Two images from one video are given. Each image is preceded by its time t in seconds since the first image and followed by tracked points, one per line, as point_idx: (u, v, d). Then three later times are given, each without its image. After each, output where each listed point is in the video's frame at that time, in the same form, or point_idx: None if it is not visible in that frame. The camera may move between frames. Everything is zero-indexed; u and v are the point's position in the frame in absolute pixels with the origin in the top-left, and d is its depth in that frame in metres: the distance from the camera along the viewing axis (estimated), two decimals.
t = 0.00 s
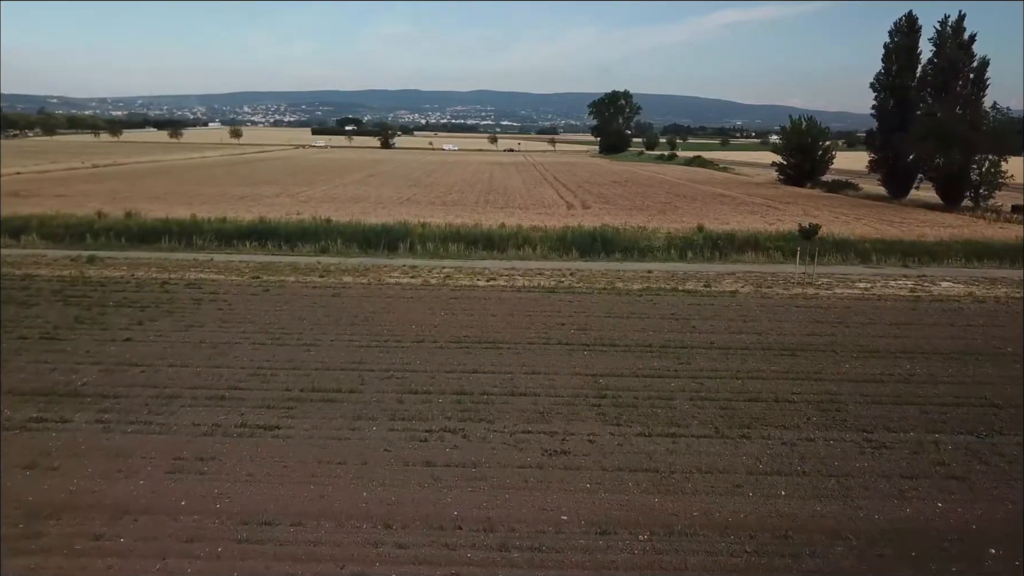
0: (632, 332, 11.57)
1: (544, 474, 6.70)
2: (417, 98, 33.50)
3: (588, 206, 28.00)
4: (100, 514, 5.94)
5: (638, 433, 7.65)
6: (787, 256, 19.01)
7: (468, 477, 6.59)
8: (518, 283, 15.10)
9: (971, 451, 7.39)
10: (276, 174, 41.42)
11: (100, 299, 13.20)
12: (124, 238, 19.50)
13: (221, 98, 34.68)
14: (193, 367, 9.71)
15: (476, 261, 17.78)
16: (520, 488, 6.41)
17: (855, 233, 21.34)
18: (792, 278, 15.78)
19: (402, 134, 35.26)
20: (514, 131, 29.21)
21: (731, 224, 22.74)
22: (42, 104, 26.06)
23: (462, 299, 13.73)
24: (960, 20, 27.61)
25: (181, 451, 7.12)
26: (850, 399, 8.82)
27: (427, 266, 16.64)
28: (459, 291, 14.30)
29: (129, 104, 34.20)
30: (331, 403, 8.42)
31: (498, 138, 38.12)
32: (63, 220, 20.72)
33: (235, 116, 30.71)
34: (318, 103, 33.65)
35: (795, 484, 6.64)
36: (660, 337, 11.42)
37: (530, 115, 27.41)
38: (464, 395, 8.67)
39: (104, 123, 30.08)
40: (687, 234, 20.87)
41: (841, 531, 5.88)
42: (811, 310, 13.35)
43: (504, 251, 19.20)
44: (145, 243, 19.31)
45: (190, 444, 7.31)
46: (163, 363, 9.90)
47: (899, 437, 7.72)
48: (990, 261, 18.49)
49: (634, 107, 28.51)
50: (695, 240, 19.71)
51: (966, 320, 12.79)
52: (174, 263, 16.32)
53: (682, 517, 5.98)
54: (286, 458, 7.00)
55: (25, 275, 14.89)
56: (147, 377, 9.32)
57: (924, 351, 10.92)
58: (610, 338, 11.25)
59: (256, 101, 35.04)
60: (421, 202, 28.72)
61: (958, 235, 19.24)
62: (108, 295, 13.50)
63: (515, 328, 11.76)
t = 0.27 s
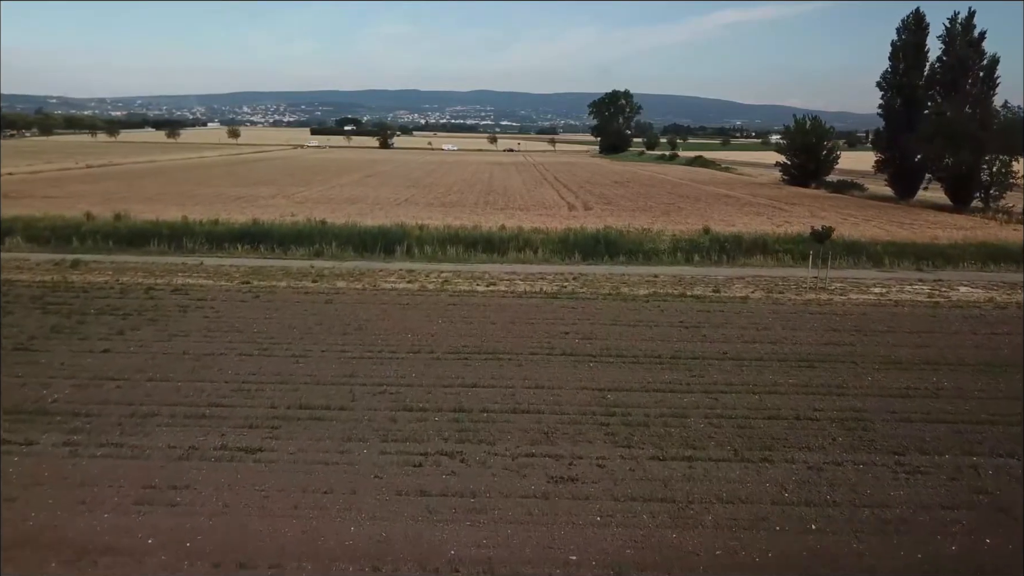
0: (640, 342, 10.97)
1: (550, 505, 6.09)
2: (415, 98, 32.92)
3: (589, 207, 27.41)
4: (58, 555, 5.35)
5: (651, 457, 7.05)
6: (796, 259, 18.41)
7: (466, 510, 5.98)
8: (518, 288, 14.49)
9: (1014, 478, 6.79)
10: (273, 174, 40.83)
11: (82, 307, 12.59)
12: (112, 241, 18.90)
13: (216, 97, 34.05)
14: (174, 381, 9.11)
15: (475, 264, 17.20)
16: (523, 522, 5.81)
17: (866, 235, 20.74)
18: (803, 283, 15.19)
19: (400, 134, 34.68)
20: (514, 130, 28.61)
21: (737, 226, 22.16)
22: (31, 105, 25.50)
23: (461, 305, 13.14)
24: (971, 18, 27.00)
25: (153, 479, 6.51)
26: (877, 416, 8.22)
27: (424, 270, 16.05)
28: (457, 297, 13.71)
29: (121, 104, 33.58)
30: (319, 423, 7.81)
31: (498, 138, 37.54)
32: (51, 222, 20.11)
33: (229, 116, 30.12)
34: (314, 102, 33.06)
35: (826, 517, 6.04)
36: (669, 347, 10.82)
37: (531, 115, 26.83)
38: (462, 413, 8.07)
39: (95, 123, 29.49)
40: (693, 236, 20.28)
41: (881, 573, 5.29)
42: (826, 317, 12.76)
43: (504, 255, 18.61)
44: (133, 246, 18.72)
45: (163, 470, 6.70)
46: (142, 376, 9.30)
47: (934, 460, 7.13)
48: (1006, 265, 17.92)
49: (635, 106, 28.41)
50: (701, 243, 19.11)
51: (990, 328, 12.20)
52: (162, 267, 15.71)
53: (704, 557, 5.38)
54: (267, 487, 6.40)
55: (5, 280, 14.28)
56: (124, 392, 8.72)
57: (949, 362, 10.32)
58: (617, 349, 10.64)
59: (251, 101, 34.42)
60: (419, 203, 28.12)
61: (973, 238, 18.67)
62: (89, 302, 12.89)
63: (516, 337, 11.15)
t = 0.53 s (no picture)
0: (649, 354, 10.34)
1: (558, 545, 5.48)
2: (413, 97, 32.30)
3: (591, 208, 26.81)
4: None
5: (666, 486, 6.44)
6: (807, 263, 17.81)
7: (464, 551, 5.38)
8: (519, 293, 13.87)
9: None
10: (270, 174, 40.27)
11: (61, 314, 11.99)
12: (99, 244, 18.29)
13: (210, 96, 33.43)
14: (150, 398, 8.49)
15: (474, 268, 16.58)
16: (527, 565, 5.20)
17: (877, 237, 20.12)
18: (816, 288, 14.57)
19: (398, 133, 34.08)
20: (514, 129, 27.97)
21: (744, 228, 21.55)
22: (18, 104, 24.93)
23: (458, 312, 12.52)
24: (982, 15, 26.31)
25: (120, 514, 5.89)
26: (909, 437, 7.60)
27: (421, 275, 15.43)
28: (455, 304, 13.09)
29: (116, 104, 33.04)
30: (304, 446, 7.19)
31: (498, 138, 36.96)
32: (37, 224, 19.52)
33: (225, 116, 29.49)
34: (311, 102, 32.44)
35: (867, 558, 5.41)
36: (680, 359, 10.20)
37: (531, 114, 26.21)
38: (460, 435, 7.45)
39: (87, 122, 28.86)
40: (699, 239, 19.67)
41: None
42: (843, 325, 12.14)
43: (504, 258, 18.00)
44: (120, 249, 18.11)
45: (130, 504, 6.08)
46: (117, 392, 8.67)
47: (976, 489, 6.52)
48: None
49: (635, 106, 27.75)
50: (707, 246, 18.49)
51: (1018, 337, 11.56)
52: (148, 272, 15.09)
53: None
54: (243, 524, 5.78)
55: None
56: (97, 411, 8.08)
57: (980, 376, 9.68)
58: (625, 361, 10.02)
59: (250, 101, 33.82)
60: (417, 204, 27.53)
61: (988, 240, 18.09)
62: (68, 309, 12.26)
63: (517, 348, 10.52)
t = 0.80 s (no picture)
0: (660, 368, 9.63)
1: None
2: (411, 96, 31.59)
3: (593, 209, 26.11)
4: None
5: (687, 525, 5.75)
6: (820, 266, 17.08)
7: None
8: (520, 301, 13.14)
9: None
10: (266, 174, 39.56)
11: (34, 323, 11.27)
12: (82, 247, 17.57)
13: (206, 95, 32.70)
14: (119, 418, 7.78)
15: (473, 273, 15.86)
16: None
17: (891, 240, 19.43)
18: (833, 294, 13.84)
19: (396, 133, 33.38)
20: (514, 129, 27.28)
21: (752, 230, 20.84)
22: (17, 104, 24.00)
23: (456, 321, 11.79)
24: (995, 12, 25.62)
25: (69, 563, 5.19)
26: (952, 465, 6.90)
27: (417, 280, 14.71)
28: (452, 312, 12.37)
29: (114, 103, 32.36)
30: (285, 477, 6.49)
31: (498, 138, 36.26)
32: (19, 226, 18.79)
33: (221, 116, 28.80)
34: (307, 101, 31.75)
35: None
36: (694, 373, 9.50)
37: (531, 113, 25.49)
38: (456, 463, 6.74)
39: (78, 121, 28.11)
40: (707, 241, 18.94)
41: None
42: (864, 335, 11.44)
43: (504, 262, 17.28)
44: (104, 253, 17.39)
45: (82, 549, 5.37)
46: (83, 412, 7.96)
47: None
48: None
49: (636, 106, 27.03)
50: (715, 249, 17.76)
51: None
52: (130, 277, 14.36)
53: None
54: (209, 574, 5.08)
55: None
56: (59, 434, 7.38)
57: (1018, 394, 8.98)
58: (634, 376, 9.31)
59: (249, 100, 33.08)
60: (415, 205, 26.82)
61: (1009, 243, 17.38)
62: (41, 318, 11.53)
63: (519, 362, 9.80)
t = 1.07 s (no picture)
0: (670, 381, 9.06)
1: None
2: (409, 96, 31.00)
3: (595, 210, 25.54)
4: None
5: (707, 564, 5.19)
6: (831, 269, 16.50)
7: None
8: (521, 306, 12.56)
9: None
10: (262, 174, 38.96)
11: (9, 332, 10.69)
12: (67, 250, 16.98)
13: (206, 95, 32.16)
14: (89, 439, 7.21)
15: (471, 277, 15.29)
16: None
17: (902, 242, 18.88)
18: (847, 299, 13.27)
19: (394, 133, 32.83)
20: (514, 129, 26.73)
21: (759, 232, 20.27)
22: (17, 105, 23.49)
23: (454, 329, 11.20)
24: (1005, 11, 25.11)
25: None
26: (992, 493, 6.35)
27: (413, 284, 14.17)
28: (450, 319, 11.78)
29: (114, 103, 31.79)
30: (265, 507, 5.92)
31: (498, 138, 35.70)
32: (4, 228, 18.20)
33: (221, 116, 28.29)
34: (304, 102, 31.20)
35: None
36: (705, 386, 8.94)
37: (531, 112, 24.92)
38: (453, 491, 6.17)
39: (71, 120, 27.51)
40: (713, 244, 18.37)
41: None
42: (883, 343, 10.88)
43: (504, 265, 16.71)
44: (90, 256, 16.81)
45: None
46: (51, 432, 7.38)
47: None
48: None
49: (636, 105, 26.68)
50: (721, 252, 17.19)
51: None
52: (115, 282, 13.79)
53: None
54: None
55: None
56: (23, 457, 6.80)
57: None
58: (644, 390, 8.74)
59: (249, 101, 32.46)
60: (413, 206, 26.25)
61: None
62: (17, 326, 10.94)
63: (521, 374, 9.24)
